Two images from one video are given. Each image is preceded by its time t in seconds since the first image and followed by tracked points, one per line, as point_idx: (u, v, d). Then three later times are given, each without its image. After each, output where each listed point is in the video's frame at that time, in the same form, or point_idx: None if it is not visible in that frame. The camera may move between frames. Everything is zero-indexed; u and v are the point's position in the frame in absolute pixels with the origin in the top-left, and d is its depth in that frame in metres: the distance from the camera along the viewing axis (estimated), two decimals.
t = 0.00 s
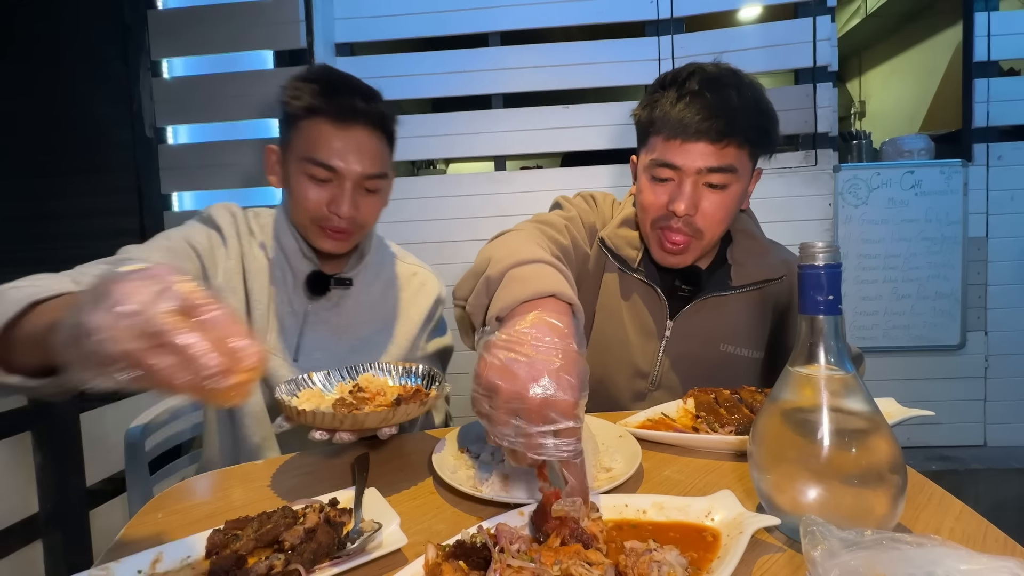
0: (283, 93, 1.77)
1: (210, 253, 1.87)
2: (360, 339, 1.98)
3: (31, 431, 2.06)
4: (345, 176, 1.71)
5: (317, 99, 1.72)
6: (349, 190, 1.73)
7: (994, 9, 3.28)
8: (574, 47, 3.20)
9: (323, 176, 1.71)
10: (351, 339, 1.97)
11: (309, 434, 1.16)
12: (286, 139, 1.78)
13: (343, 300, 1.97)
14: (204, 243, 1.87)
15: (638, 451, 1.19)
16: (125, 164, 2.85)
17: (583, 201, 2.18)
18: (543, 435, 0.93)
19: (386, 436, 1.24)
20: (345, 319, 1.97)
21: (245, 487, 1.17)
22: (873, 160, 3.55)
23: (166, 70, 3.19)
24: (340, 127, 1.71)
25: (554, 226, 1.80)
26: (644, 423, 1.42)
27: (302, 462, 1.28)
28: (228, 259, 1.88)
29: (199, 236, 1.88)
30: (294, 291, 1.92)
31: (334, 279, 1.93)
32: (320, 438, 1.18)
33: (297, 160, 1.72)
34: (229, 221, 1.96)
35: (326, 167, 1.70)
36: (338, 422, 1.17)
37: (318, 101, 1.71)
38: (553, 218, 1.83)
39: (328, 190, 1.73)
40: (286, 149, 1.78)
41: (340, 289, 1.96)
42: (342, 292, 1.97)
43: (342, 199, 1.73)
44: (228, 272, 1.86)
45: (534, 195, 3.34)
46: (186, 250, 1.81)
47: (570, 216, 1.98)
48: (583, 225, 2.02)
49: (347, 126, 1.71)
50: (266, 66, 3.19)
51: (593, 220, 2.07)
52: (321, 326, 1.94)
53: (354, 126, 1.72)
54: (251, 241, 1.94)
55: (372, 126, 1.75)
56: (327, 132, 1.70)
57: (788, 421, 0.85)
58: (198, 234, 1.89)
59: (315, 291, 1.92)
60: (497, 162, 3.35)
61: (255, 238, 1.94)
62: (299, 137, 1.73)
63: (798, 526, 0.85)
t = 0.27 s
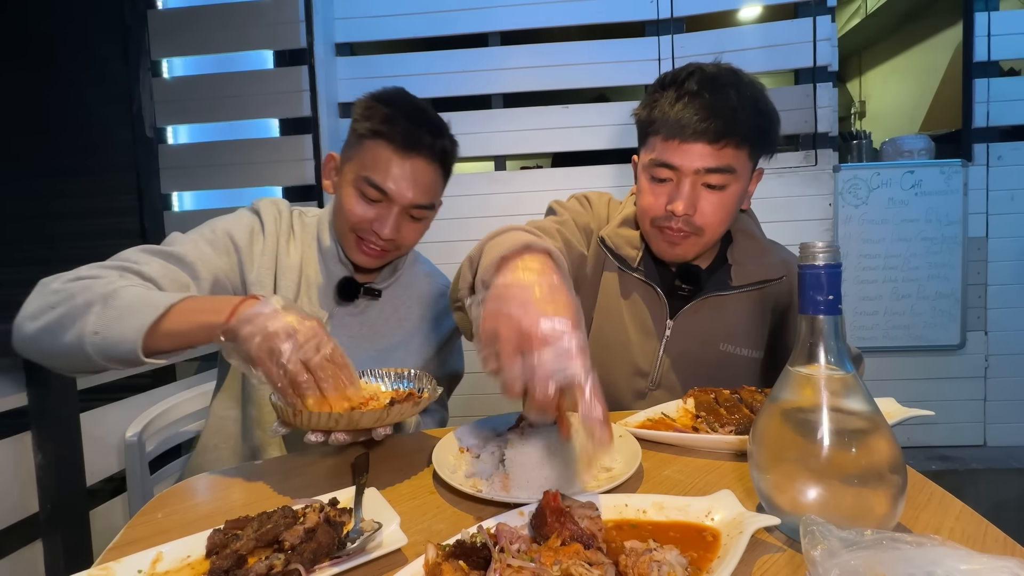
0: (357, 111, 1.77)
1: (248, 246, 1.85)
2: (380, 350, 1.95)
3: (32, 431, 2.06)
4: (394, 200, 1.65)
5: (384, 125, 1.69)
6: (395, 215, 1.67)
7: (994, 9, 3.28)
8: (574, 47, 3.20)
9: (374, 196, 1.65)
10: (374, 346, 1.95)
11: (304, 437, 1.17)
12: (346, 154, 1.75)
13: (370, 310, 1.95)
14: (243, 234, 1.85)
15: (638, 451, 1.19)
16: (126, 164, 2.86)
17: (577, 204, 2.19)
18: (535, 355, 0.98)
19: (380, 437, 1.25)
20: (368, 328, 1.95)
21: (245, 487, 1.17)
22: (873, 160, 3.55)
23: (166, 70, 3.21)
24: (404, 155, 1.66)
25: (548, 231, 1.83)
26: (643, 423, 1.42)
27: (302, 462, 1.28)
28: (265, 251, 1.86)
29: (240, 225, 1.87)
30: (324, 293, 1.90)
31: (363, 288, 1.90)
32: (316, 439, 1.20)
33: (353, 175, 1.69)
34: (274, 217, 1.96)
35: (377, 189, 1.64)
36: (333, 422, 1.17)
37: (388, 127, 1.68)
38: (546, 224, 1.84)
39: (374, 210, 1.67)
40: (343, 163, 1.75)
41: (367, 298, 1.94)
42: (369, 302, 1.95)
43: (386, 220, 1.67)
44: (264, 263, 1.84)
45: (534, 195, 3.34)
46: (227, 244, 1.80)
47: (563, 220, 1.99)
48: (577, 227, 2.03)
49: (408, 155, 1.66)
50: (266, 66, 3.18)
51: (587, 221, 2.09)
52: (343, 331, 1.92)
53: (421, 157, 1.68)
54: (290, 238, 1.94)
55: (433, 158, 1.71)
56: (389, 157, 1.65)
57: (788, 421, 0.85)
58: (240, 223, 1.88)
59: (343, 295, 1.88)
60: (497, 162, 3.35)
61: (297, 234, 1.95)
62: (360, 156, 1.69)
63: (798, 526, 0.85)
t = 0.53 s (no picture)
0: (369, 114, 1.77)
1: (262, 245, 1.86)
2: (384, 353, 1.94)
3: (32, 430, 2.06)
4: (409, 204, 1.63)
5: (399, 130, 1.69)
6: (410, 220, 1.66)
7: (994, 9, 3.28)
8: (574, 47, 3.20)
9: (387, 201, 1.64)
10: (380, 348, 1.94)
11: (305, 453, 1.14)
12: (359, 157, 1.75)
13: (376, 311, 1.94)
14: (255, 233, 1.86)
15: (638, 451, 1.19)
16: (126, 163, 2.87)
17: (563, 224, 2.21)
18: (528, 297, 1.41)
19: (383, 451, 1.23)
20: (374, 330, 1.94)
21: (245, 487, 1.17)
22: (873, 160, 3.55)
23: (166, 70, 3.22)
24: (419, 159, 1.65)
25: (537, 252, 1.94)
26: (643, 422, 1.42)
27: (305, 461, 1.28)
28: (275, 250, 1.86)
29: (253, 223, 1.88)
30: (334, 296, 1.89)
31: (370, 291, 1.89)
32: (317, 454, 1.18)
33: (367, 179, 1.68)
34: (285, 214, 1.96)
35: (392, 193, 1.63)
36: (334, 445, 1.12)
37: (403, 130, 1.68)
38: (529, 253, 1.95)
39: (388, 215, 1.66)
40: (357, 166, 1.75)
41: (374, 300, 1.93)
42: (377, 303, 1.94)
43: (400, 226, 1.65)
44: (274, 263, 1.84)
45: (534, 195, 3.34)
46: (240, 243, 1.82)
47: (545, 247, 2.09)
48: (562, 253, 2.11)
49: (423, 161, 1.66)
50: (266, 65, 3.18)
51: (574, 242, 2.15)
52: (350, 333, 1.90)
53: (435, 163, 1.67)
54: (301, 236, 1.94)
55: (449, 163, 1.71)
56: (403, 160, 1.64)
57: (788, 421, 0.85)
58: (253, 221, 1.89)
59: (353, 296, 1.86)
60: (497, 162, 3.35)
61: (306, 234, 1.94)
62: (374, 160, 1.69)
63: (798, 526, 0.85)
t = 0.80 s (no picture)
0: (369, 113, 1.76)
1: (263, 242, 1.87)
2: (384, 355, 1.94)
3: (32, 430, 2.06)
4: (419, 207, 1.64)
5: (403, 129, 1.68)
6: (419, 223, 1.67)
7: (994, 9, 3.28)
8: (573, 47, 3.20)
9: (396, 203, 1.65)
10: (382, 351, 1.95)
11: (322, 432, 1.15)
12: (361, 157, 1.74)
13: (375, 312, 1.94)
14: (259, 229, 1.86)
15: (638, 451, 1.19)
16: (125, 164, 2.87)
17: (556, 232, 2.24)
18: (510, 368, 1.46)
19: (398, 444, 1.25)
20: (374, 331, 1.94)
21: (245, 487, 1.17)
22: (873, 160, 3.55)
23: (166, 70, 3.21)
24: (425, 160, 1.66)
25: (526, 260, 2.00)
26: (643, 422, 1.42)
27: (305, 461, 1.28)
28: (278, 247, 1.87)
29: (257, 217, 1.89)
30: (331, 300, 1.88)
31: (372, 292, 1.89)
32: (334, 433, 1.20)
33: (373, 181, 1.68)
34: (289, 212, 1.97)
35: (400, 196, 1.63)
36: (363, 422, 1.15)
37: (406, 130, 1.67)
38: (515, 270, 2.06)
39: (397, 217, 1.67)
40: (360, 167, 1.74)
41: (376, 301, 1.93)
42: (377, 304, 1.94)
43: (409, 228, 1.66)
44: (275, 260, 1.85)
45: (534, 195, 3.34)
46: (242, 236, 1.82)
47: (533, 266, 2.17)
48: (552, 262, 2.17)
49: (431, 162, 1.66)
50: (266, 65, 3.18)
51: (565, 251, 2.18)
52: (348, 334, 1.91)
53: (443, 165, 1.68)
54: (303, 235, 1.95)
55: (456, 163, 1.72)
56: (409, 161, 1.64)
57: (788, 421, 0.85)
58: (257, 215, 1.90)
59: (353, 297, 1.84)
60: (497, 162, 3.35)
61: (308, 233, 1.94)
62: (379, 162, 1.68)
63: (798, 526, 0.85)
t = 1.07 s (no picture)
0: (367, 117, 1.75)
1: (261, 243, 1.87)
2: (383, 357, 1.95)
3: (32, 430, 2.06)
4: (411, 216, 1.62)
5: (397, 136, 1.66)
6: (412, 232, 1.64)
7: (994, 9, 3.28)
8: (574, 47, 3.20)
9: (388, 212, 1.63)
10: (380, 354, 1.95)
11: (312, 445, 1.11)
12: (357, 162, 1.74)
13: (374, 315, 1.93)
14: (256, 229, 1.86)
15: (638, 451, 1.19)
16: (126, 164, 2.88)
17: (555, 224, 2.26)
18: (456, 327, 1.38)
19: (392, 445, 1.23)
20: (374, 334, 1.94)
21: (244, 487, 1.17)
22: (873, 160, 3.55)
23: (166, 70, 3.21)
24: (420, 168, 1.63)
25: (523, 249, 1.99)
26: (643, 422, 1.42)
27: (304, 460, 1.28)
28: (275, 248, 1.88)
29: (255, 217, 1.89)
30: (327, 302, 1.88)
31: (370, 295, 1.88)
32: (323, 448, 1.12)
33: (366, 188, 1.67)
34: (287, 212, 1.97)
35: (393, 204, 1.62)
36: (352, 438, 1.10)
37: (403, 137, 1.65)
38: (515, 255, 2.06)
39: (390, 226, 1.65)
40: (356, 173, 1.73)
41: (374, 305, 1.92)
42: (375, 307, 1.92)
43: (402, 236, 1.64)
44: (273, 261, 1.86)
45: (534, 195, 3.34)
46: (240, 237, 1.82)
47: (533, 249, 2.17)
48: (551, 250, 2.18)
49: (424, 170, 1.63)
50: (266, 65, 3.18)
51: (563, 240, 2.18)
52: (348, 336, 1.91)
53: (437, 172, 1.65)
54: (301, 235, 1.95)
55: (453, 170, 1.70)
56: (402, 168, 1.62)
57: (788, 421, 0.85)
58: (254, 215, 1.90)
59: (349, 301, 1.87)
60: (497, 162, 3.35)
61: (307, 234, 1.94)
62: (373, 169, 1.66)
63: (798, 526, 0.85)
